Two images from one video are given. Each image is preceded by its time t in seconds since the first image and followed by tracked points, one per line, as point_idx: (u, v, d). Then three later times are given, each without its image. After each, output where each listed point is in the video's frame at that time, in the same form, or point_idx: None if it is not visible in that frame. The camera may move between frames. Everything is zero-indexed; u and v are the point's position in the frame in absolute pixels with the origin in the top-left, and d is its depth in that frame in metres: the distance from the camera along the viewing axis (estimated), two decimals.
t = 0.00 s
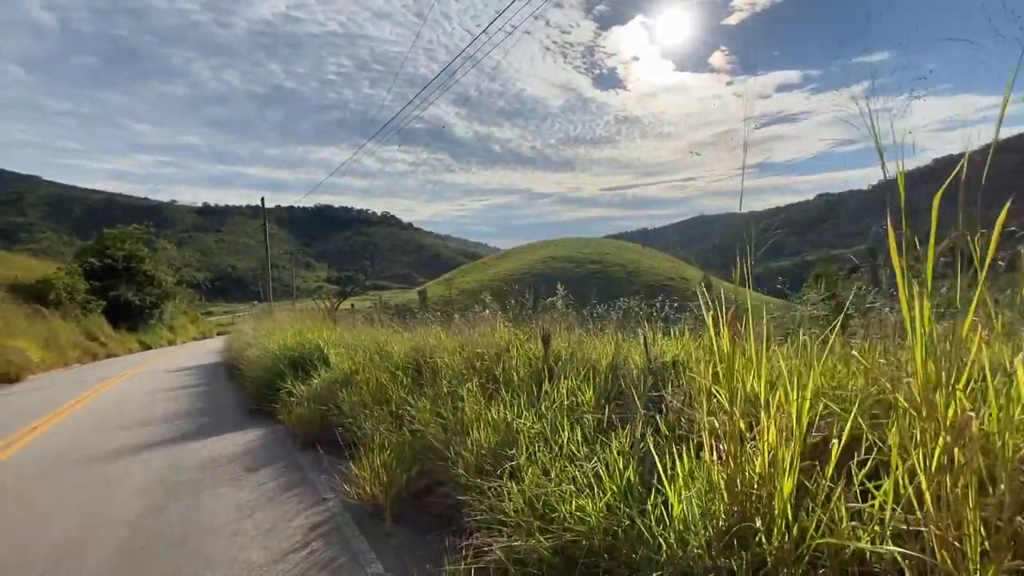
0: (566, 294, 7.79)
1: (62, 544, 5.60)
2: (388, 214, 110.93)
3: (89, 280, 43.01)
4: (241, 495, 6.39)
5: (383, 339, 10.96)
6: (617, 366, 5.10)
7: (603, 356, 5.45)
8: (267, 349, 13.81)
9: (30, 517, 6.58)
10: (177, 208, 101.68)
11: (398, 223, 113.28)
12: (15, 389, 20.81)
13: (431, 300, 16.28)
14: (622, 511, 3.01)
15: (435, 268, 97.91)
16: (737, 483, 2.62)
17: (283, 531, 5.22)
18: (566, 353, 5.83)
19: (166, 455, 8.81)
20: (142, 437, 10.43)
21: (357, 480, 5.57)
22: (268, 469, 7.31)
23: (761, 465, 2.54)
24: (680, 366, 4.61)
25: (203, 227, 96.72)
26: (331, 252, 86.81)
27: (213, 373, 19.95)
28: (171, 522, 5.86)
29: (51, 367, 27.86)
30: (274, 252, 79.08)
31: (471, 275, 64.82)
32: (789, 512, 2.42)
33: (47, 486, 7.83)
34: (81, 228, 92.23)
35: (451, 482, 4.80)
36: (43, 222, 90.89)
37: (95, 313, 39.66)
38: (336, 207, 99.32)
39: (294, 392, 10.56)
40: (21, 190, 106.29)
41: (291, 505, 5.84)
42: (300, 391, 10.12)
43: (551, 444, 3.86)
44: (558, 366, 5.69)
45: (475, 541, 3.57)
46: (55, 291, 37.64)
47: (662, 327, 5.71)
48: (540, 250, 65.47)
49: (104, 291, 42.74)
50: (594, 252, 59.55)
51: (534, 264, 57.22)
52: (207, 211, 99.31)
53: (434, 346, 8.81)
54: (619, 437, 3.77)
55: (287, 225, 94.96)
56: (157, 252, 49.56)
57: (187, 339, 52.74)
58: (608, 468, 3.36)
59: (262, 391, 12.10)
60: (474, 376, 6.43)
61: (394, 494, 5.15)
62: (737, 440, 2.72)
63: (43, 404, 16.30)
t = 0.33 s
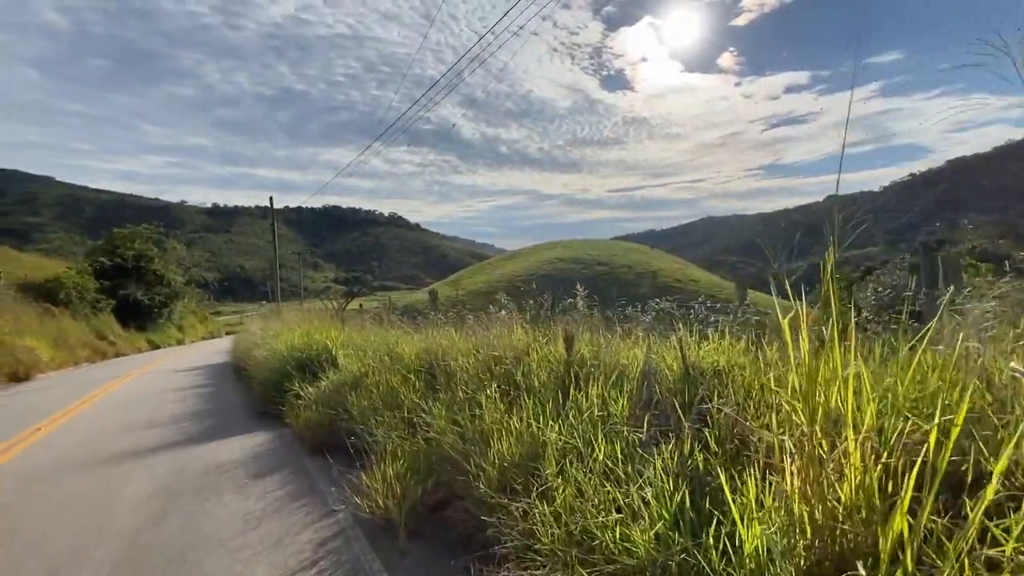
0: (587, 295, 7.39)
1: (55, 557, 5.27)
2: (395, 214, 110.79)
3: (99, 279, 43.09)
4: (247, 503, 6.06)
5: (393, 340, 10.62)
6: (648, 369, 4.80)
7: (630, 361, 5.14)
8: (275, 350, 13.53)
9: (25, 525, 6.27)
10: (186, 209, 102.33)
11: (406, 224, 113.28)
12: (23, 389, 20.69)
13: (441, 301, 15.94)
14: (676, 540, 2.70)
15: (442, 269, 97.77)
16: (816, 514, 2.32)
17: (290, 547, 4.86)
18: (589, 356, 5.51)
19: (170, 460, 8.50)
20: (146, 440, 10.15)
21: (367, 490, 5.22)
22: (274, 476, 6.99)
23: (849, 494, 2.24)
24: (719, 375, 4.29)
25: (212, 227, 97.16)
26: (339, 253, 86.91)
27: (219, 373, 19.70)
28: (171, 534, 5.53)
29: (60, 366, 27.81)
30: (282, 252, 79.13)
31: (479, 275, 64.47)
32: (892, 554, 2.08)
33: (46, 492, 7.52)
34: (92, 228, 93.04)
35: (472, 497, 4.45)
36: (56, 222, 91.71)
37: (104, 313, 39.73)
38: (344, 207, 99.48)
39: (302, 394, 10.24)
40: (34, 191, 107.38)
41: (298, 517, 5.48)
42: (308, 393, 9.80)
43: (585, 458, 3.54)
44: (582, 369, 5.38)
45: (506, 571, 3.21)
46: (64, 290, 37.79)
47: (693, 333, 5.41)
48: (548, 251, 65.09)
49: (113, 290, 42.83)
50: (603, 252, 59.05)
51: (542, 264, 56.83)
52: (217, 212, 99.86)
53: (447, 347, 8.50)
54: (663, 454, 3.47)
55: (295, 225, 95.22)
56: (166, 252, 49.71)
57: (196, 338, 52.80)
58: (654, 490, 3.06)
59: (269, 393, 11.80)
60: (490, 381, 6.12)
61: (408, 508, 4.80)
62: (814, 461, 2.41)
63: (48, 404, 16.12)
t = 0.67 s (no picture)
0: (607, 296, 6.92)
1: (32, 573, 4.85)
2: (401, 215, 110.71)
3: (105, 277, 43.00)
4: (243, 517, 5.63)
5: (399, 342, 10.20)
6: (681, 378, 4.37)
7: (658, 367, 4.72)
8: (277, 350, 13.14)
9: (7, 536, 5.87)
10: (193, 208, 102.62)
11: (411, 225, 113.16)
12: (25, 386, 20.44)
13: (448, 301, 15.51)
14: None
15: (447, 269, 97.53)
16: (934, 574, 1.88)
17: (285, 569, 4.41)
18: (613, 361, 5.10)
19: (166, 465, 8.10)
20: (142, 442, 9.75)
21: (372, 507, 4.79)
22: (273, 485, 6.58)
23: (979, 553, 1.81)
24: (763, 384, 3.86)
25: (219, 226, 97.30)
26: (345, 253, 86.81)
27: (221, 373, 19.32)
28: (158, 550, 5.10)
29: (63, 363, 27.58)
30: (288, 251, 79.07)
31: (484, 276, 64.02)
32: None
33: (34, 497, 7.13)
34: (100, 226, 93.45)
35: (488, 520, 4.03)
36: (64, 220, 92.11)
37: (109, 310, 39.60)
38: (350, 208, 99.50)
39: (304, 397, 9.82)
40: (44, 189, 108.14)
41: (296, 534, 5.04)
42: (310, 396, 9.39)
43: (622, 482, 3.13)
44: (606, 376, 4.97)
45: None
46: (70, 287, 37.71)
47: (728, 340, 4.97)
48: (554, 253, 64.64)
49: (119, 288, 42.73)
50: (610, 254, 58.51)
51: (548, 266, 56.35)
52: (224, 211, 100.19)
53: (457, 350, 8.05)
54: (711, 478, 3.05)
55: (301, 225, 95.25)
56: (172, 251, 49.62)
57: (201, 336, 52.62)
58: (712, 528, 2.63)
59: (271, 395, 11.40)
60: (503, 387, 5.71)
61: (417, 530, 4.38)
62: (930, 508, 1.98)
63: (47, 403, 15.77)
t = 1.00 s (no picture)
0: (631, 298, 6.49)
1: None
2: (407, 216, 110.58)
3: (111, 274, 42.93)
4: (239, 533, 5.21)
5: (406, 343, 9.82)
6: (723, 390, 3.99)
7: (698, 376, 4.33)
8: (281, 350, 12.78)
9: None
10: (200, 207, 102.93)
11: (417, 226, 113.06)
12: (27, 384, 20.18)
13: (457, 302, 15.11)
14: None
15: (452, 271, 97.25)
16: None
17: None
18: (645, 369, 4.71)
19: (163, 470, 7.72)
20: (141, 445, 9.38)
21: (380, 524, 4.38)
22: (274, 495, 6.18)
23: None
24: (824, 396, 3.45)
25: (225, 226, 97.46)
26: (351, 253, 86.70)
27: (225, 373, 18.98)
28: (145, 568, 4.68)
29: (67, 361, 27.35)
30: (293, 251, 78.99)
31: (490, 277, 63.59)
32: None
33: (27, 501, 6.75)
34: (108, 224, 93.86)
35: (511, 545, 3.60)
36: (72, 219, 92.54)
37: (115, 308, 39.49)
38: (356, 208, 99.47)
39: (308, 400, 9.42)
40: (54, 188, 108.82)
41: (295, 554, 4.61)
42: (314, 399, 9.02)
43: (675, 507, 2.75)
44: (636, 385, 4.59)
45: None
46: (75, 285, 37.65)
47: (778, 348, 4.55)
48: (561, 255, 64.14)
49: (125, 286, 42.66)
50: (618, 257, 57.92)
51: (555, 268, 55.87)
52: (232, 211, 100.48)
53: (469, 353, 7.62)
54: (782, 510, 2.66)
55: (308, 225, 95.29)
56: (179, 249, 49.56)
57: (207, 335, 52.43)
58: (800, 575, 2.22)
59: (273, 396, 11.03)
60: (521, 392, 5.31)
61: (429, 553, 3.94)
62: None
63: (47, 401, 15.44)
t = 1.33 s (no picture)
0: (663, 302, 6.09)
1: None
2: (413, 218, 110.67)
3: (118, 274, 42.87)
4: (240, 551, 4.80)
5: (417, 346, 9.42)
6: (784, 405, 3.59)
7: (751, 389, 3.92)
8: (287, 351, 12.42)
9: None
10: (207, 208, 103.24)
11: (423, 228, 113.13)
12: (29, 383, 19.90)
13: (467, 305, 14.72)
14: None
15: (457, 273, 97.15)
16: None
17: None
18: (689, 380, 4.31)
19: (163, 478, 7.35)
20: (141, 449, 9.02)
21: (395, 548, 3.97)
22: (278, 507, 5.79)
23: None
24: (908, 414, 3.06)
25: (232, 227, 97.65)
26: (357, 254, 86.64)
27: (230, 374, 18.66)
28: None
29: (71, 361, 27.09)
30: (300, 252, 78.99)
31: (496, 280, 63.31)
32: None
33: (23, 508, 6.43)
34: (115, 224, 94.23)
35: None
36: (81, 218, 92.98)
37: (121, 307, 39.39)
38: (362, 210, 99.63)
39: (315, 405, 9.04)
40: (63, 188, 109.55)
41: None
42: (321, 403, 8.64)
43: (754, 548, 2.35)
44: (680, 398, 4.20)
45: None
46: (82, 284, 37.57)
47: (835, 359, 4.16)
48: (567, 257, 63.70)
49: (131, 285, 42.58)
50: (625, 260, 57.40)
51: (561, 270, 55.45)
52: (239, 212, 100.81)
53: (485, 357, 7.20)
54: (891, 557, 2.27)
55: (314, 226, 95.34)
56: (186, 249, 49.50)
57: (213, 335, 52.31)
58: None
59: (278, 400, 10.65)
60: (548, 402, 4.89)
61: None
62: None
63: (48, 401, 15.14)
